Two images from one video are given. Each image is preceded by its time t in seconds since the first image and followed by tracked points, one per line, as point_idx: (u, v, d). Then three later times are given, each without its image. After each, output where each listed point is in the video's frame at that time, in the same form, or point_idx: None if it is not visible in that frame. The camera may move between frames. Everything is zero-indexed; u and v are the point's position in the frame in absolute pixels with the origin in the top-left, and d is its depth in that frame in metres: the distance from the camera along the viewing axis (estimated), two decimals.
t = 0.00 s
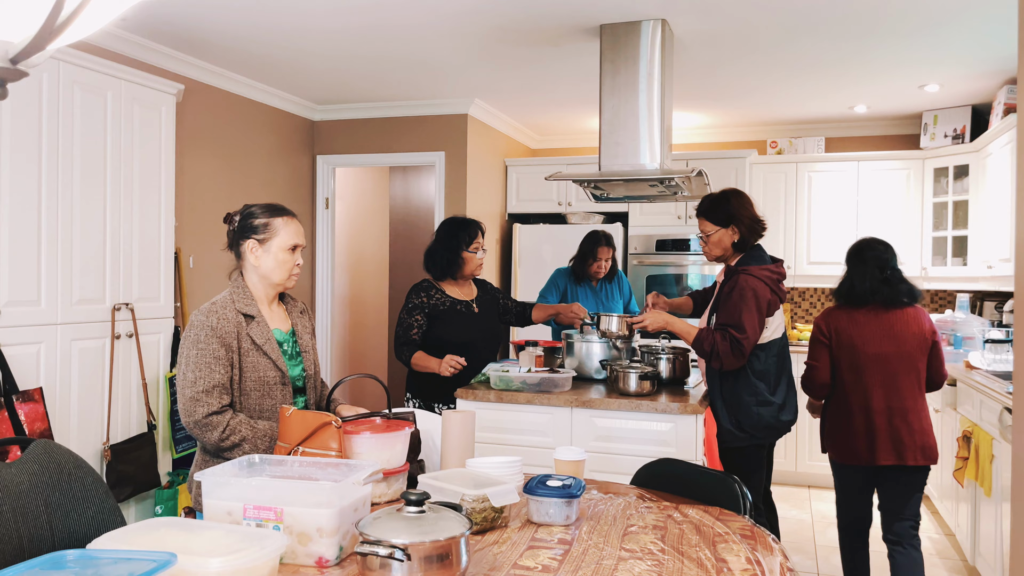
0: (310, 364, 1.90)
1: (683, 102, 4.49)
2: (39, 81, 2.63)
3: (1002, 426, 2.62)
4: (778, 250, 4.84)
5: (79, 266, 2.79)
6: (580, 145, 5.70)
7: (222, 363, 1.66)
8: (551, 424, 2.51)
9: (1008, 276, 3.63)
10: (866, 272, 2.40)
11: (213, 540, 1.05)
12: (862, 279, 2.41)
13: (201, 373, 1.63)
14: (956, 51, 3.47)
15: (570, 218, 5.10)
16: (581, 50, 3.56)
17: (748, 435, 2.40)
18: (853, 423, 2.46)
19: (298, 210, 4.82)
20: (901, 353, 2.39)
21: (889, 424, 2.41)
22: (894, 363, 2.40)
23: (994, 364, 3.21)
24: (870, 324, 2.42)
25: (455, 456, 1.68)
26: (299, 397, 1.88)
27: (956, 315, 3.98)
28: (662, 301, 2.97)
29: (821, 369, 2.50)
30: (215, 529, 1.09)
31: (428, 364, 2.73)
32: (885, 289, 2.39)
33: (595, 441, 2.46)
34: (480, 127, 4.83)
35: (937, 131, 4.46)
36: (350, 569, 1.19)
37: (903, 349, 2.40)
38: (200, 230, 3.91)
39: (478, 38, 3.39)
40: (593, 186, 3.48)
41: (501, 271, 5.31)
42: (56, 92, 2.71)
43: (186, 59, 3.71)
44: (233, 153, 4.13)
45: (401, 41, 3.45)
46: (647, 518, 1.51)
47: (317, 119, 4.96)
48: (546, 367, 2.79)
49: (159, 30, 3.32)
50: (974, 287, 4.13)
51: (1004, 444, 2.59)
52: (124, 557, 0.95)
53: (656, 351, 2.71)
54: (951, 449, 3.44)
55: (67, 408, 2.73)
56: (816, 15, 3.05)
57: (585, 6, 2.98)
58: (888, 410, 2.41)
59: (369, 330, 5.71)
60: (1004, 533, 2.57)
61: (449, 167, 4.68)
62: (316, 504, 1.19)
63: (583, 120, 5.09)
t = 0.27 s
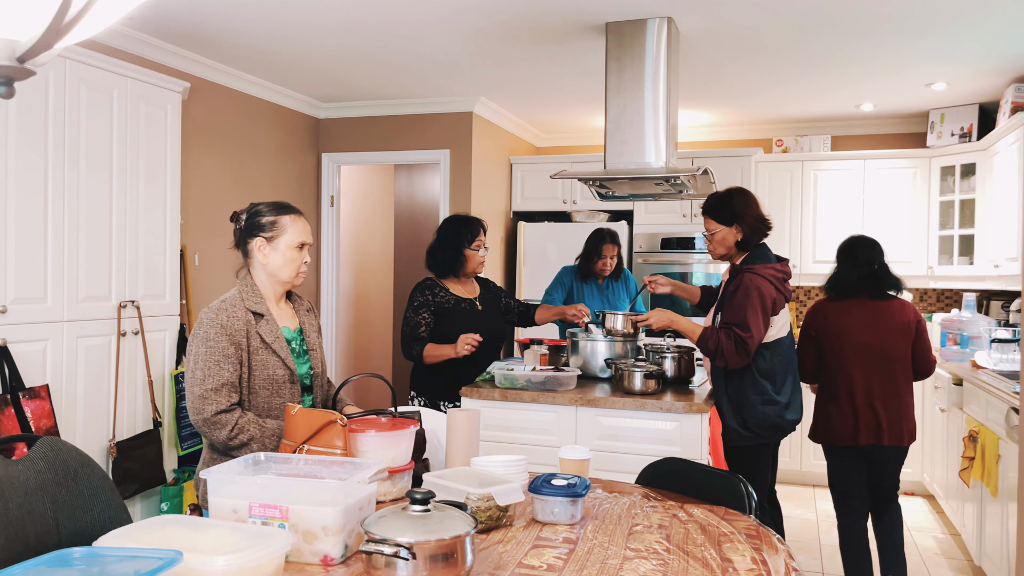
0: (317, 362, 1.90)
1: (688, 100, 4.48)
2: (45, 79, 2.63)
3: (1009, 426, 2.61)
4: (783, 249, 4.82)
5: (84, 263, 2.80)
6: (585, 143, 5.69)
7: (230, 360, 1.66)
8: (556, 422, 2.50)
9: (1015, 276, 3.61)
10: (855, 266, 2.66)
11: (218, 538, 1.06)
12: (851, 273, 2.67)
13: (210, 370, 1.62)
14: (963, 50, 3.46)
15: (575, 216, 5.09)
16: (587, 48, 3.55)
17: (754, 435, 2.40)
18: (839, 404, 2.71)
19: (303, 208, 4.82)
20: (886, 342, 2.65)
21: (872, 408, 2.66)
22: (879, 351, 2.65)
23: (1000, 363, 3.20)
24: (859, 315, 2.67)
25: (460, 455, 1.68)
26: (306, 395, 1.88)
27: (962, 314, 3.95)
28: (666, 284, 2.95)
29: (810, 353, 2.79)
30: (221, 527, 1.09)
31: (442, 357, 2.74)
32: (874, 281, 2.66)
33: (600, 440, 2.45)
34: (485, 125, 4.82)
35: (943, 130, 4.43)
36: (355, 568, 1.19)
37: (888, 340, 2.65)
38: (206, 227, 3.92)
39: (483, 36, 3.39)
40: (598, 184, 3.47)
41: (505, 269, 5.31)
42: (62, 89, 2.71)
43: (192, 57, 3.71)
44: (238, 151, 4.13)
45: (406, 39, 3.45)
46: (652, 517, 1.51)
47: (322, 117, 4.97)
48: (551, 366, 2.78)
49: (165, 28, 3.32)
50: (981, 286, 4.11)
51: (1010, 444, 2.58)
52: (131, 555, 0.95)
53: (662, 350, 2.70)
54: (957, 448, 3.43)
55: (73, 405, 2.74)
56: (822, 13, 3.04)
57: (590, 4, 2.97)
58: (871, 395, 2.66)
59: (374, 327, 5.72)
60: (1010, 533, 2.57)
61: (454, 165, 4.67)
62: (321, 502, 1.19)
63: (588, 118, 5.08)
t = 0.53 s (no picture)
0: (321, 361, 1.90)
1: (693, 98, 4.46)
2: (49, 78, 2.63)
3: (1015, 427, 2.60)
4: (788, 248, 4.81)
5: (89, 262, 2.80)
6: (589, 142, 5.68)
7: (235, 361, 1.66)
8: (559, 422, 2.50)
9: (1021, 275, 3.59)
10: (857, 271, 2.82)
11: (220, 538, 1.05)
12: (852, 278, 2.84)
13: (214, 370, 1.62)
14: (969, 48, 3.44)
15: (579, 215, 5.09)
16: (591, 46, 3.54)
17: (759, 434, 2.39)
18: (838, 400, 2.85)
19: (307, 206, 4.83)
20: (880, 342, 2.82)
21: (868, 405, 2.81)
22: (874, 351, 2.83)
23: (1006, 363, 3.18)
24: (857, 316, 2.84)
25: (463, 455, 1.68)
26: (310, 395, 1.88)
27: (968, 313, 3.93)
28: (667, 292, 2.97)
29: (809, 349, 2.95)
30: (224, 528, 1.09)
31: (447, 353, 2.74)
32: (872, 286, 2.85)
33: (604, 440, 2.45)
34: (488, 123, 4.82)
35: (949, 128, 4.41)
36: (358, 568, 1.19)
37: (883, 340, 2.82)
38: (210, 226, 3.92)
39: (487, 34, 3.38)
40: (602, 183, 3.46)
41: (509, 268, 5.31)
42: (66, 88, 2.71)
43: (195, 55, 3.71)
44: (242, 149, 4.13)
45: (410, 38, 3.44)
46: (656, 518, 1.50)
47: (326, 116, 4.97)
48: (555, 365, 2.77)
49: (168, 26, 3.32)
50: (987, 285, 4.09)
51: (1016, 444, 2.57)
52: (132, 556, 0.94)
53: (666, 350, 2.69)
54: (962, 448, 3.41)
55: (77, 403, 2.74)
56: (827, 12, 3.02)
57: (594, 2, 2.96)
58: (866, 392, 2.82)
59: (378, 326, 5.72)
60: (1016, 533, 2.56)
61: (458, 164, 4.67)
62: (323, 503, 1.18)
63: (592, 116, 5.06)
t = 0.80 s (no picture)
0: (322, 362, 1.90)
1: (696, 98, 4.45)
2: (50, 78, 2.63)
3: (1019, 427, 2.59)
4: (791, 248, 4.79)
5: (91, 262, 2.80)
6: (592, 141, 5.67)
7: (238, 361, 1.66)
8: (561, 422, 2.49)
9: None
10: (857, 266, 3.09)
11: (220, 540, 1.05)
12: (853, 273, 3.10)
13: (218, 371, 1.62)
14: (974, 47, 3.42)
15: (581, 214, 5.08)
16: (593, 46, 3.53)
17: (762, 434, 2.38)
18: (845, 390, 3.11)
19: (310, 206, 4.83)
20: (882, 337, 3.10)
21: (872, 394, 3.07)
22: (876, 345, 3.10)
23: (1010, 364, 3.13)
24: (862, 313, 3.10)
25: (464, 456, 1.67)
26: (312, 396, 1.88)
27: (972, 314, 3.92)
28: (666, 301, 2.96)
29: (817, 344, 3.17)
30: (223, 529, 1.09)
31: (448, 352, 2.75)
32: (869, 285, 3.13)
33: (606, 440, 2.44)
34: (491, 123, 4.81)
35: (953, 127, 4.39)
36: (358, 570, 1.18)
37: (884, 336, 3.10)
38: (212, 226, 3.92)
39: (488, 34, 3.38)
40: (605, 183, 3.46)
41: (511, 268, 5.30)
42: (67, 87, 2.71)
43: (197, 55, 3.71)
44: (244, 149, 4.13)
45: (412, 37, 3.44)
46: (658, 519, 1.49)
47: (328, 115, 4.96)
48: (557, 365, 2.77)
49: (170, 26, 3.32)
50: (990, 285, 4.07)
51: (1020, 445, 2.56)
52: (131, 557, 0.94)
53: (668, 350, 2.69)
54: (965, 449, 3.40)
55: (78, 403, 2.74)
56: (830, 11, 3.01)
57: (596, 2, 2.95)
58: (871, 383, 3.08)
59: (380, 326, 5.72)
60: (1020, 534, 2.54)
61: (460, 163, 4.66)
62: (323, 504, 1.18)
63: (594, 116, 5.06)
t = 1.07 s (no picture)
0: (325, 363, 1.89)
1: (698, 98, 4.44)
2: (51, 78, 2.63)
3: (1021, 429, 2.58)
4: (793, 249, 4.78)
5: (92, 263, 2.80)
6: (594, 142, 5.67)
7: (240, 362, 1.65)
8: (563, 423, 2.48)
9: None
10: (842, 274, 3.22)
11: (220, 541, 1.05)
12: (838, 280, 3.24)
13: (219, 371, 1.61)
14: (976, 47, 3.41)
15: (583, 215, 5.08)
16: (595, 46, 3.53)
17: (764, 435, 2.38)
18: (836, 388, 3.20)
19: (312, 206, 4.83)
20: (869, 336, 3.22)
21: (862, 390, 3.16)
22: (863, 345, 3.21)
23: (1012, 364, 3.11)
24: (848, 315, 3.23)
25: (465, 457, 1.67)
26: (314, 397, 1.88)
27: (975, 314, 3.90)
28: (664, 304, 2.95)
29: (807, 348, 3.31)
30: (223, 531, 1.08)
31: (454, 351, 2.75)
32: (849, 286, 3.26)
33: (608, 441, 2.43)
34: (493, 123, 4.81)
35: (956, 128, 4.38)
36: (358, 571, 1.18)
37: (870, 334, 3.22)
38: (214, 226, 3.92)
39: (490, 34, 3.38)
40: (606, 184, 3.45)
41: (513, 268, 5.29)
42: (68, 87, 2.71)
43: (199, 55, 3.71)
44: (246, 149, 4.14)
45: (413, 37, 3.44)
46: (659, 521, 1.49)
47: (330, 115, 4.96)
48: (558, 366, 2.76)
49: (171, 26, 3.32)
50: (993, 286, 4.05)
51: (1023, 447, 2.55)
52: (131, 559, 0.94)
53: (670, 351, 2.68)
54: (968, 450, 3.39)
55: (79, 403, 2.74)
56: (832, 11, 3.01)
57: (598, 2, 2.95)
58: (862, 380, 3.17)
59: (382, 326, 5.72)
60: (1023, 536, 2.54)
61: (462, 164, 4.66)
62: (323, 505, 1.17)
63: (596, 116, 5.05)
